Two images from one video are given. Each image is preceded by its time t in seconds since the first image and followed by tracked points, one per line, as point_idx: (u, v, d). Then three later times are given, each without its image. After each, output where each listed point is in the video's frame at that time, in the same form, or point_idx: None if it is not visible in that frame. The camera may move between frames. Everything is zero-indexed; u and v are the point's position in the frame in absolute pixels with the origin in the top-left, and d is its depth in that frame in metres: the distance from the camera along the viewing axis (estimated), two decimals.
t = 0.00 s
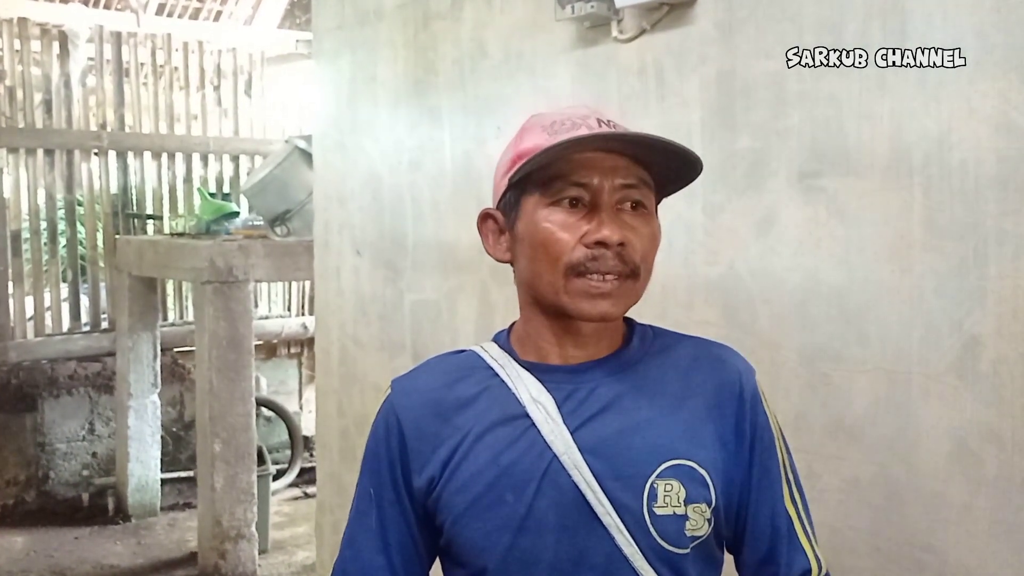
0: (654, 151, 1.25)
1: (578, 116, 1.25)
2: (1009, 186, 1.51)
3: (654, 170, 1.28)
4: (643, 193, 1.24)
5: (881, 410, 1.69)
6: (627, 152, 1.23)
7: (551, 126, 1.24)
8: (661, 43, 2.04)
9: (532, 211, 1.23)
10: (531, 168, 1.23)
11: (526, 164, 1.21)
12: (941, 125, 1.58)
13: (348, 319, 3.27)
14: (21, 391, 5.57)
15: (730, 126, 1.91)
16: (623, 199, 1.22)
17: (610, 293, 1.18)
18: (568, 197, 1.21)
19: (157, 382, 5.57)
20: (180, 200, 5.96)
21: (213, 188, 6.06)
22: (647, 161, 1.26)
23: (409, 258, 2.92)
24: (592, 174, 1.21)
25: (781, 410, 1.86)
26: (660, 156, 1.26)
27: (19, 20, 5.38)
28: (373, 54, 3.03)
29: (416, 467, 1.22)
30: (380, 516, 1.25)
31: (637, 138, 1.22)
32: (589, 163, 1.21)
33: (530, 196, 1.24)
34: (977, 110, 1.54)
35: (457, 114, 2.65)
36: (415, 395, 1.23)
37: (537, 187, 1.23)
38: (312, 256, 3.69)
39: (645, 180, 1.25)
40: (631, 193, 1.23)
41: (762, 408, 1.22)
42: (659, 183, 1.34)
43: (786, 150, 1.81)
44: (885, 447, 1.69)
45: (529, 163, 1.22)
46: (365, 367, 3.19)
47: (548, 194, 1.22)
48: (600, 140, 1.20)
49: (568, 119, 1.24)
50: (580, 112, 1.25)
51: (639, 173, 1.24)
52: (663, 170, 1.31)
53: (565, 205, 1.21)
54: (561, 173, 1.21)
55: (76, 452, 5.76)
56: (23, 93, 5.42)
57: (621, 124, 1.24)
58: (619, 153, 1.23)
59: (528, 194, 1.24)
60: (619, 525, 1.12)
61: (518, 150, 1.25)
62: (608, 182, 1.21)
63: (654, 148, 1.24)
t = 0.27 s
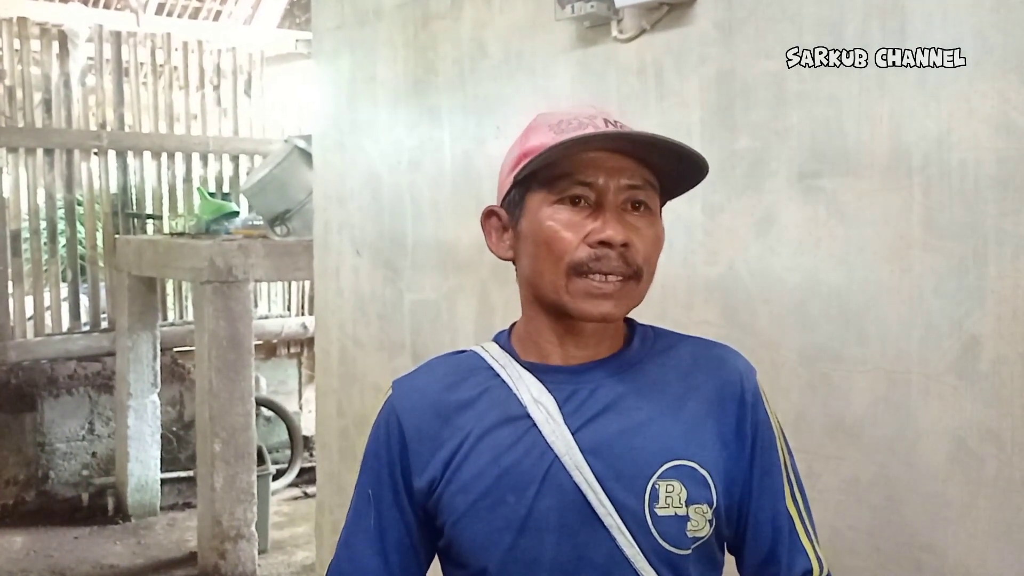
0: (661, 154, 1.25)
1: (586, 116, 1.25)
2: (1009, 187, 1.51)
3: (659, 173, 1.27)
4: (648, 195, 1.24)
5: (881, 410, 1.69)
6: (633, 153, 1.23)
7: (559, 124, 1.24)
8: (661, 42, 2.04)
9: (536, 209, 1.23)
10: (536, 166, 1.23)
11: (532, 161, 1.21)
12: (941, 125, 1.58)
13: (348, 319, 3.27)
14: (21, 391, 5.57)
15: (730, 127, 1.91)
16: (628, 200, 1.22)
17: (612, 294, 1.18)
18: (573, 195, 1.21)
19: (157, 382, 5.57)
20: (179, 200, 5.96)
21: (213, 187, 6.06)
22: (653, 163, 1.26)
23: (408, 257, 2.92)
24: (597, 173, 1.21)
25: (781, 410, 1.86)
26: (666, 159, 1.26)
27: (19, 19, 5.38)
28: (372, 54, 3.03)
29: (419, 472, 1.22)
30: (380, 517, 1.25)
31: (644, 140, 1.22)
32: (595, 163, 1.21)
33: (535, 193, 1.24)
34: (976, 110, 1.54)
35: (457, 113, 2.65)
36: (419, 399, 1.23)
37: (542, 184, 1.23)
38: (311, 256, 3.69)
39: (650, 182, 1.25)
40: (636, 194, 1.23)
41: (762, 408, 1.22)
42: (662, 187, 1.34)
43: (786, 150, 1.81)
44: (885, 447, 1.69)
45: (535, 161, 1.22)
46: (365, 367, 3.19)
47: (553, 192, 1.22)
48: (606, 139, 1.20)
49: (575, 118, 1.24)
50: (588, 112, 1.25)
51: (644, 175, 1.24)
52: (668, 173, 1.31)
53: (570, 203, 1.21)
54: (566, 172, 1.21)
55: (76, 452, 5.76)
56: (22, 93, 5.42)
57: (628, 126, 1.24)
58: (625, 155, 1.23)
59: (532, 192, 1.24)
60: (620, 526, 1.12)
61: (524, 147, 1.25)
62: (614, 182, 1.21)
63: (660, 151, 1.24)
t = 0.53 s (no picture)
0: (668, 159, 1.25)
1: (595, 118, 1.26)
2: (1008, 189, 1.51)
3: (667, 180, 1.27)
4: (652, 200, 1.24)
5: (880, 411, 1.69)
6: (639, 158, 1.24)
7: (567, 125, 1.25)
8: (661, 43, 2.04)
9: (538, 206, 1.24)
10: (542, 162, 1.24)
11: (537, 157, 1.22)
12: (940, 126, 1.59)
13: (348, 319, 3.27)
14: (21, 391, 5.57)
15: (730, 127, 1.91)
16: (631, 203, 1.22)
17: (607, 293, 1.18)
18: (576, 194, 1.22)
19: (158, 382, 5.57)
20: (180, 200, 5.97)
21: (213, 187, 6.06)
22: (660, 170, 1.26)
23: (409, 257, 2.92)
24: (601, 173, 1.21)
25: (781, 411, 1.86)
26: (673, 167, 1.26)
27: (19, 19, 5.38)
28: (373, 53, 3.04)
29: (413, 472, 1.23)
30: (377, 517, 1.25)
31: (650, 143, 1.22)
32: (600, 163, 1.22)
33: (539, 189, 1.25)
34: (976, 111, 1.54)
35: (457, 114, 2.66)
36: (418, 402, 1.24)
37: (546, 181, 1.24)
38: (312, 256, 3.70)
39: (656, 188, 1.25)
40: (639, 198, 1.23)
41: (763, 408, 1.21)
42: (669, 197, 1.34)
43: (786, 150, 1.82)
44: (884, 447, 1.69)
45: (540, 158, 1.23)
46: (365, 367, 3.19)
47: (556, 189, 1.23)
48: (612, 139, 1.21)
49: (585, 120, 1.25)
50: (598, 115, 1.26)
51: (649, 180, 1.24)
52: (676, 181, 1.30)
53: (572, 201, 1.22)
54: (571, 170, 1.22)
55: (76, 452, 5.76)
56: (23, 92, 5.42)
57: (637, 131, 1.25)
58: (632, 157, 1.24)
59: (536, 188, 1.25)
60: (618, 527, 1.13)
61: (534, 143, 1.27)
62: (617, 183, 1.21)
63: (666, 157, 1.24)
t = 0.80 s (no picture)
0: (646, 152, 1.24)
1: (565, 121, 1.23)
2: (1007, 189, 1.51)
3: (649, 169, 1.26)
4: (639, 194, 1.23)
5: (879, 411, 1.69)
6: (619, 155, 1.22)
7: (540, 132, 1.22)
8: (661, 43, 2.04)
9: (526, 219, 1.23)
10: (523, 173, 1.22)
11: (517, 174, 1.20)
12: (939, 126, 1.59)
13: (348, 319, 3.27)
14: (21, 390, 5.57)
15: (730, 127, 1.91)
16: (616, 202, 1.22)
17: (606, 297, 1.18)
18: (561, 202, 1.21)
19: (157, 381, 5.57)
20: (179, 199, 5.97)
21: (213, 187, 6.06)
22: (641, 163, 1.25)
23: (409, 257, 2.92)
24: (584, 179, 1.20)
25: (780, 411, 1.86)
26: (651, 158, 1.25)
27: (19, 19, 5.39)
28: (373, 54, 3.04)
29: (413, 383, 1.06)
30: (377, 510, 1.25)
31: (625, 140, 1.21)
32: (580, 169, 1.20)
33: (526, 202, 1.23)
34: (975, 111, 1.54)
35: (457, 114, 2.66)
36: (418, 389, 1.20)
37: (531, 194, 1.23)
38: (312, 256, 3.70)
39: (640, 180, 1.24)
40: (625, 195, 1.22)
41: (766, 409, 1.22)
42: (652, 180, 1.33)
43: (785, 151, 1.82)
44: (883, 447, 1.69)
45: (521, 172, 1.21)
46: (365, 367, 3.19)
47: (542, 201, 1.21)
48: (588, 145, 1.19)
49: (556, 124, 1.23)
50: (569, 117, 1.24)
51: (632, 175, 1.23)
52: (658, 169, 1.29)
53: (558, 211, 1.21)
54: (553, 179, 1.20)
55: (76, 451, 5.76)
56: (22, 92, 5.41)
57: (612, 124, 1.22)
58: (610, 157, 1.22)
59: (522, 201, 1.23)
60: (619, 526, 1.13)
61: (510, 156, 1.24)
62: (599, 186, 1.20)
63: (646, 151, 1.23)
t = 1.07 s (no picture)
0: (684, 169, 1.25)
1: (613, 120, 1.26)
2: (1007, 189, 1.51)
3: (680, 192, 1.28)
4: (663, 207, 1.24)
5: (879, 411, 1.70)
6: (656, 163, 1.24)
7: (586, 123, 1.25)
8: (661, 43, 2.05)
9: (552, 202, 1.24)
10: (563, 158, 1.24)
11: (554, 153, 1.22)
12: (939, 127, 1.59)
13: (348, 319, 3.28)
14: (21, 390, 5.57)
15: (730, 127, 1.91)
16: (644, 207, 1.23)
17: (614, 295, 1.18)
18: (590, 192, 1.22)
19: (157, 381, 5.58)
20: (179, 199, 5.97)
21: (213, 187, 6.06)
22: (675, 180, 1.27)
23: (409, 257, 2.92)
24: (617, 175, 1.22)
25: (780, 411, 1.86)
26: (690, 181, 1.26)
27: (19, 18, 5.39)
28: (373, 53, 3.04)
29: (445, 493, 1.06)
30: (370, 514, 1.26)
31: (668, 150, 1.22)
32: (616, 165, 1.22)
33: (554, 185, 1.25)
34: (974, 111, 1.55)
35: (457, 114, 2.66)
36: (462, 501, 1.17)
37: (561, 178, 1.24)
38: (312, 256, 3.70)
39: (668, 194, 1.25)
40: (652, 202, 1.23)
41: (763, 412, 1.23)
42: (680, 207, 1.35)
43: (785, 152, 1.82)
44: (882, 448, 1.70)
45: (557, 154, 1.23)
46: (365, 367, 3.19)
47: (569, 187, 1.23)
48: (632, 142, 1.21)
49: (602, 120, 1.25)
50: (617, 117, 1.26)
51: (664, 187, 1.24)
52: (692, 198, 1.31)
53: (585, 200, 1.22)
54: (587, 168, 1.22)
55: (76, 451, 5.76)
56: (23, 92, 5.42)
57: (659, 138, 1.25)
58: (650, 164, 1.24)
59: (551, 185, 1.25)
60: (621, 529, 1.13)
61: (552, 140, 1.27)
62: (632, 185, 1.22)
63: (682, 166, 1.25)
